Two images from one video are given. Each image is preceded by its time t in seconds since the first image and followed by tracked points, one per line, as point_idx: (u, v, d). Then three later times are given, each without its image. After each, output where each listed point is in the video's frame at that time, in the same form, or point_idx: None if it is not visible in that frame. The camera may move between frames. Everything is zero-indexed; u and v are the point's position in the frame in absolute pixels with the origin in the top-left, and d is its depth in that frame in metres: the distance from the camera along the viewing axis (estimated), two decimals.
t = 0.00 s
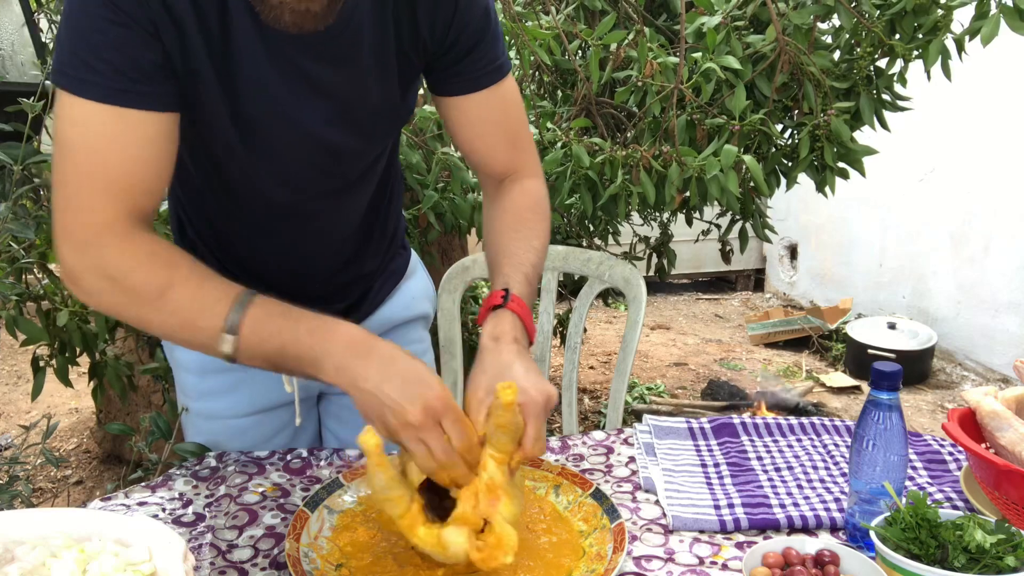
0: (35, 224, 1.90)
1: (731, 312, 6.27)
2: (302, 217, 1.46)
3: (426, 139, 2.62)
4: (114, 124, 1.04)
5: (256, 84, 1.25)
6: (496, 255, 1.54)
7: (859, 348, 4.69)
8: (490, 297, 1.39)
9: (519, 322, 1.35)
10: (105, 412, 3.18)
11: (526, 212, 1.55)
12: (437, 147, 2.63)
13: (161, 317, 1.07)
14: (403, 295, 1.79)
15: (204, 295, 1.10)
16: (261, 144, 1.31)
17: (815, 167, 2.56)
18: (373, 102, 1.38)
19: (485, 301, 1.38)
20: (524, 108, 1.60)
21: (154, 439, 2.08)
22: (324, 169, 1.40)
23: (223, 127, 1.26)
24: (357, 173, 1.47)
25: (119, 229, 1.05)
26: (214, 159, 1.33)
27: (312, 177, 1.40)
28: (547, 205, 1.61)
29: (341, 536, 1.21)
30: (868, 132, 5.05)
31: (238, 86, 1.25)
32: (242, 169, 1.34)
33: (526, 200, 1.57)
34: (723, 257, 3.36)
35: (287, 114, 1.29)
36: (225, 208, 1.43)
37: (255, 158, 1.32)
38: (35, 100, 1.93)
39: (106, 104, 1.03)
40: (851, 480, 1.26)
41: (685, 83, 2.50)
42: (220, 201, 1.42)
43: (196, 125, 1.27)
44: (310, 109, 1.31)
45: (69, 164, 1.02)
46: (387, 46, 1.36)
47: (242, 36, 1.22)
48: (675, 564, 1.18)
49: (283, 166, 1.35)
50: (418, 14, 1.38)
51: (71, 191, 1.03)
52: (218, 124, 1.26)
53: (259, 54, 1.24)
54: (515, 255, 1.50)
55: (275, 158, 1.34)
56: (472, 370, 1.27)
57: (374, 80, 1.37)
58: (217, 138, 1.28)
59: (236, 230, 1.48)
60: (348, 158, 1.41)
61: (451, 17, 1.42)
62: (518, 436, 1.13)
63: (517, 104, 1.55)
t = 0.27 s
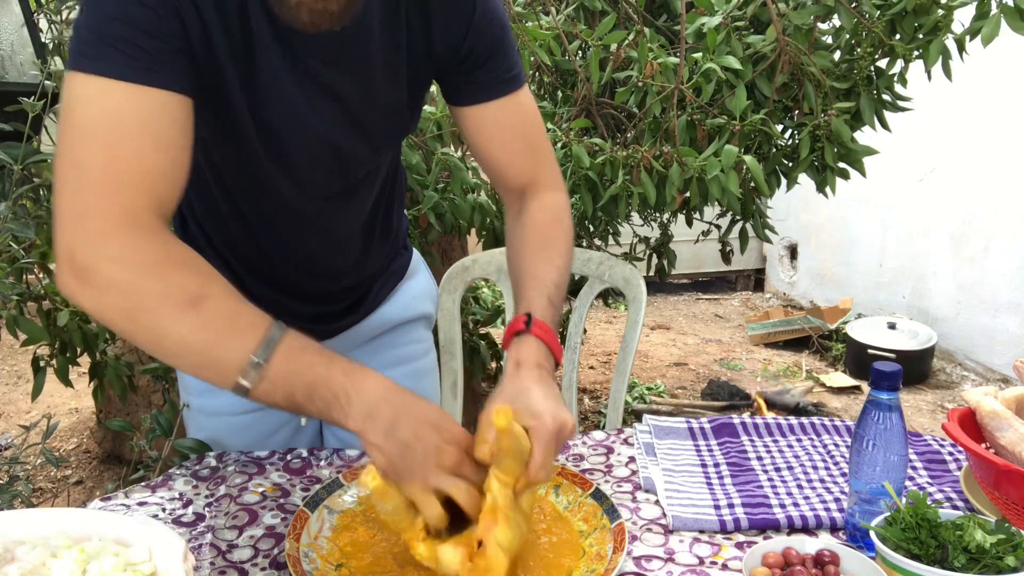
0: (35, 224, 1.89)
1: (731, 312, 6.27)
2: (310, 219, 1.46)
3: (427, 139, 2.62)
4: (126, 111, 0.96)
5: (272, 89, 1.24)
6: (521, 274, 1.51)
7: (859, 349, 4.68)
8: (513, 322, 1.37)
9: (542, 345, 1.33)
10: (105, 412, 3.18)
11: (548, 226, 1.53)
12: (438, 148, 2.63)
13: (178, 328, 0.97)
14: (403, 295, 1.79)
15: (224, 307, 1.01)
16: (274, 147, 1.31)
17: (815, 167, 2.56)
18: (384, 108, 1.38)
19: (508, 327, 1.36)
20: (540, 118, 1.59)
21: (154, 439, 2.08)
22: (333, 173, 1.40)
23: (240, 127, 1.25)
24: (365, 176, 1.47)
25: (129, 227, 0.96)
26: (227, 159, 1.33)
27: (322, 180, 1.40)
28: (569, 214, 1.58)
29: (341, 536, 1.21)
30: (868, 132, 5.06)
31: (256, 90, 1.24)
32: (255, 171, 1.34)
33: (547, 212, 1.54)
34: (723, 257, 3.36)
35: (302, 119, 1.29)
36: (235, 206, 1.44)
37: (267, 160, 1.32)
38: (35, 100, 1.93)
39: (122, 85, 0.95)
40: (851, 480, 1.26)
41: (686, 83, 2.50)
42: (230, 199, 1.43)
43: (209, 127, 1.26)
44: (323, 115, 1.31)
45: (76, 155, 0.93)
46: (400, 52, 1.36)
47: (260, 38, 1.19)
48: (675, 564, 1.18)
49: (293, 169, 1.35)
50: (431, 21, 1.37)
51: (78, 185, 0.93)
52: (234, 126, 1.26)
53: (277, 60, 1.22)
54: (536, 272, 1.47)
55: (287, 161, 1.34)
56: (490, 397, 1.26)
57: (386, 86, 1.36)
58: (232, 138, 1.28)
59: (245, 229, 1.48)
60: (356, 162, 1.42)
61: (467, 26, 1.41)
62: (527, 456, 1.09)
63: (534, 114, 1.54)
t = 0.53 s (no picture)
0: (35, 224, 1.89)
1: (731, 312, 6.27)
2: (325, 228, 1.46)
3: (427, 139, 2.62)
4: (170, 141, 0.97)
5: (297, 104, 1.24)
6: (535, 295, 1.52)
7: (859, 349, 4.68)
8: (528, 346, 1.37)
9: (559, 371, 1.33)
10: (105, 412, 3.18)
11: (562, 244, 1.54)
12: (438, 148, 2.63)
13: (235, 363, 1.02)
14: (405, 296, 1.79)
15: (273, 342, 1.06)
16: (293, 158, 1.30)
17: (816, 167, 2.56)
18: (402, 120, 1.39)
19: (524, 350, 1.37)
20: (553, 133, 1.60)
21: (155, 438, 2.08)
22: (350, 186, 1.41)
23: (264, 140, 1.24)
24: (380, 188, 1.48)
25: (184, 261, 1.00)
26: (242, 170, 1.31)
27: (342, 193, 1.41)
28: (582, 232, 1.59)
29: (341, 536, 1.21)
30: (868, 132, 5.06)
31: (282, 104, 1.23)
32: (270, 181, 1.32)
33: (561, 230, 1.55)
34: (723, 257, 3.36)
35: (324, 133, 1.28)
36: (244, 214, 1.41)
37: (284, 171, 1.31)
38: (35, 100, 1.92)
39: (163, 115, 0.97)
40: (851, 480, 1.26)
41: (686, 83, 2.50)
42: (239, 207, 1.40)
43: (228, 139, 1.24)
44: (345, 128, 1.31)
45: (128, 190, 0.96)
46: (420, 65, 1.37)
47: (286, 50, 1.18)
48: (675, 564, 1.18)
49: (311, 179, 1.35)
50: (452, 36, 1.38)
51: (132, 221, 0.97)
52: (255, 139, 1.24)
53: (303, 76, 1.22)
54: (550, 293, 1.49)
55: (306, 171, 1.33)
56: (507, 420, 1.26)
57: (405, 99, 1.37)
58: (250, 150, 1.26)
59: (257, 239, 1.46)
60: (372, 172, 1.42)
61: (486, 41, 1.42)
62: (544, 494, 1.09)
63: (547, 129, 1.55)
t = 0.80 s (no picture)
0: (36, 224, 1.89)
1: (731, 312, 6.27)
2: (336, 218, 1.46)
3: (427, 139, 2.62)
4: (164, 119, 0.98)
5: (313, 94, 1.25)
6: (540, 302, 1.48)
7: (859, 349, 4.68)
8: (537, 351, 1.34)
9: (570, 374, 1.30)
10: (106, 412, 3.18)
11: (565, 247, 1.51)
12: (438, 147, 2.63)
13: (211, 331, 1.01)
14: (408, 297, 1.79)
15: (254, 312, 1.05)
16: (306, 149, 1.30)
17: (816, 166, 2.56)
18: (415, 113, 1.40)
19: (535, 354, 1.33)
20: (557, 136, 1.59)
21: (155, 438, 2.08)
22: (359, 177, 1.40)
23: (279, 127, 1.24)
24: (386, 179, 1.47)
25: (163, 233, 0.99)
26: (256, 159, 1.30)
27: (350, 181, 1.39)
28: (585, 236, 1.56)
29: (341, 536, 1.21)
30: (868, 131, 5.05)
31: (297, 90, 1.24)
32: (283, 171, 1.31)
33: (565, 233, 1.52)
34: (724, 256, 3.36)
35: (340, 122, 1.29)
36: (254, 203, 1.39)
37: (296, 161, 1.30)
38: (37, 100, 1.92)
39: (158, 92, 0.97)
40: (851, 480, 1.26)
41: (686, 83, 2.51)
42: (248, 197, 1.38)
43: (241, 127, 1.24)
44: (360, 118, 1.31)
45: (111, 161, 0.97)
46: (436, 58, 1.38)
47: (303, 36, 1.20)
48: (675, 564, 1.18)
49: (323, 170, 1.34)
50: (467, 30, 1.39)
51: (114, 191, 0.97)
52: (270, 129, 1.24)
53: (320, 65, 1.23)
54: (557, 300, 1.45)
55: (319, 161, 1.32)
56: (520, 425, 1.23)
57: (419, 91, 1.38)
58: (264, 139, 1.25)
59: (266, 229, 1.45)
60: (383, 164, 1.42)
61: (498, 35, 1.43)
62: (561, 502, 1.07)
63: (554, 132, 1.53)
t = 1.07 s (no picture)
0: (36, 224, 1.89)
1: (731, 311, 6.27)
2: (339, 223, 1.46)
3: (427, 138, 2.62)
4: (189, 127, 0.99)
5: (319, 104, 1.24)
6: (539, 311, 1.47)
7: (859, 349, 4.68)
8: (541, 360, 1.33)
9: (572, 384, 1.28)
10: (105, 412, 3.18)
11: (564, 258, 1.50)
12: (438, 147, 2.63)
13: (251, 341, 1.00)
14: (407, 296, 1.79)
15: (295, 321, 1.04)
16: (311, 157, 1.30)
17: (816, 165, 2.55)
18: (421, 122, 1.40)
19: (536, 364, 1.32)
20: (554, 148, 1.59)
21: (155, 438, 2.08)
22: (359, 185, 1.40)
23: (287, 134, 1.25)
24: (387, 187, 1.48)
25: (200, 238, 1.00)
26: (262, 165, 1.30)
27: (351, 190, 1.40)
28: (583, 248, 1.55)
29: (341, 536, 1.21)
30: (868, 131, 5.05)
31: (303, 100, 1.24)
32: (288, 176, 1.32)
33: (563, 245, 1.51)
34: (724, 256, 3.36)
35: (344, 130, 1.29)
36: (257, 206, 1.39)
37: (299, 168, 1.31)
38: (36, 100, 1.92)
39: (185, 103, 0.98)
40: (851, 480, 1.26)
41: (686, 82, 2.50)
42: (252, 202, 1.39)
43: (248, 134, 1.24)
44: (365, 128, 1.32)
45: (141, 170, 0.97)
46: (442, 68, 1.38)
47: (309, 46, 1.19)
48: (675, 564, 1.18)
49: (326, 177, 1.35)
50: (469, 40, 1.39)
51: (141, 202, 0.98)
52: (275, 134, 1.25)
53: (325, 75, 1.23)
54: (555, 307, 1.44)
55: (322, 169, 1.33)
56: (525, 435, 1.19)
57: (424, 100, 1.38)
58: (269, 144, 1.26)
59: (270, 233, 1.45)
60: (386, 174, 1.43)
61: (500, 44, 1.43)
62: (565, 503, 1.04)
63: (549, 141, 1.53)
